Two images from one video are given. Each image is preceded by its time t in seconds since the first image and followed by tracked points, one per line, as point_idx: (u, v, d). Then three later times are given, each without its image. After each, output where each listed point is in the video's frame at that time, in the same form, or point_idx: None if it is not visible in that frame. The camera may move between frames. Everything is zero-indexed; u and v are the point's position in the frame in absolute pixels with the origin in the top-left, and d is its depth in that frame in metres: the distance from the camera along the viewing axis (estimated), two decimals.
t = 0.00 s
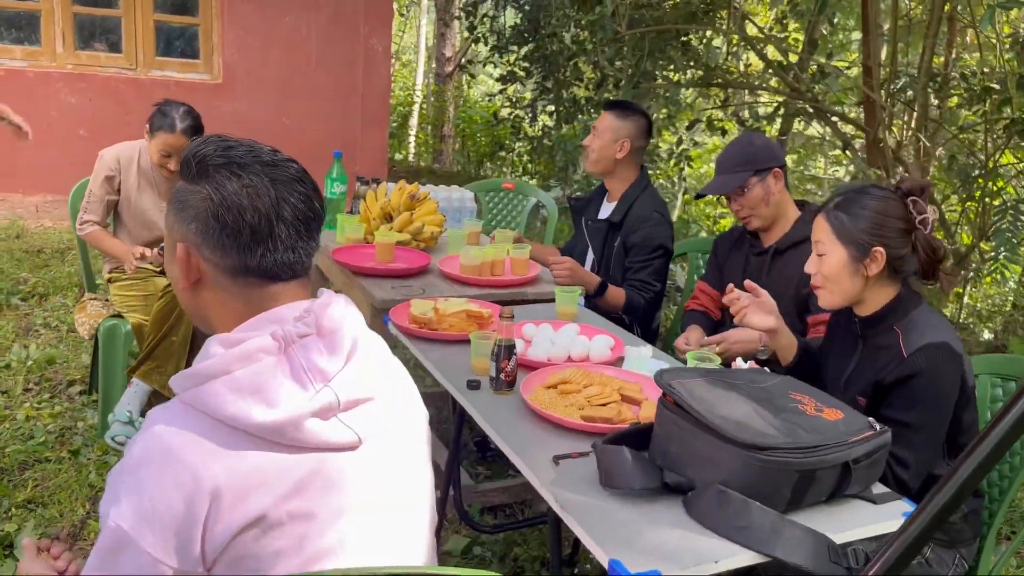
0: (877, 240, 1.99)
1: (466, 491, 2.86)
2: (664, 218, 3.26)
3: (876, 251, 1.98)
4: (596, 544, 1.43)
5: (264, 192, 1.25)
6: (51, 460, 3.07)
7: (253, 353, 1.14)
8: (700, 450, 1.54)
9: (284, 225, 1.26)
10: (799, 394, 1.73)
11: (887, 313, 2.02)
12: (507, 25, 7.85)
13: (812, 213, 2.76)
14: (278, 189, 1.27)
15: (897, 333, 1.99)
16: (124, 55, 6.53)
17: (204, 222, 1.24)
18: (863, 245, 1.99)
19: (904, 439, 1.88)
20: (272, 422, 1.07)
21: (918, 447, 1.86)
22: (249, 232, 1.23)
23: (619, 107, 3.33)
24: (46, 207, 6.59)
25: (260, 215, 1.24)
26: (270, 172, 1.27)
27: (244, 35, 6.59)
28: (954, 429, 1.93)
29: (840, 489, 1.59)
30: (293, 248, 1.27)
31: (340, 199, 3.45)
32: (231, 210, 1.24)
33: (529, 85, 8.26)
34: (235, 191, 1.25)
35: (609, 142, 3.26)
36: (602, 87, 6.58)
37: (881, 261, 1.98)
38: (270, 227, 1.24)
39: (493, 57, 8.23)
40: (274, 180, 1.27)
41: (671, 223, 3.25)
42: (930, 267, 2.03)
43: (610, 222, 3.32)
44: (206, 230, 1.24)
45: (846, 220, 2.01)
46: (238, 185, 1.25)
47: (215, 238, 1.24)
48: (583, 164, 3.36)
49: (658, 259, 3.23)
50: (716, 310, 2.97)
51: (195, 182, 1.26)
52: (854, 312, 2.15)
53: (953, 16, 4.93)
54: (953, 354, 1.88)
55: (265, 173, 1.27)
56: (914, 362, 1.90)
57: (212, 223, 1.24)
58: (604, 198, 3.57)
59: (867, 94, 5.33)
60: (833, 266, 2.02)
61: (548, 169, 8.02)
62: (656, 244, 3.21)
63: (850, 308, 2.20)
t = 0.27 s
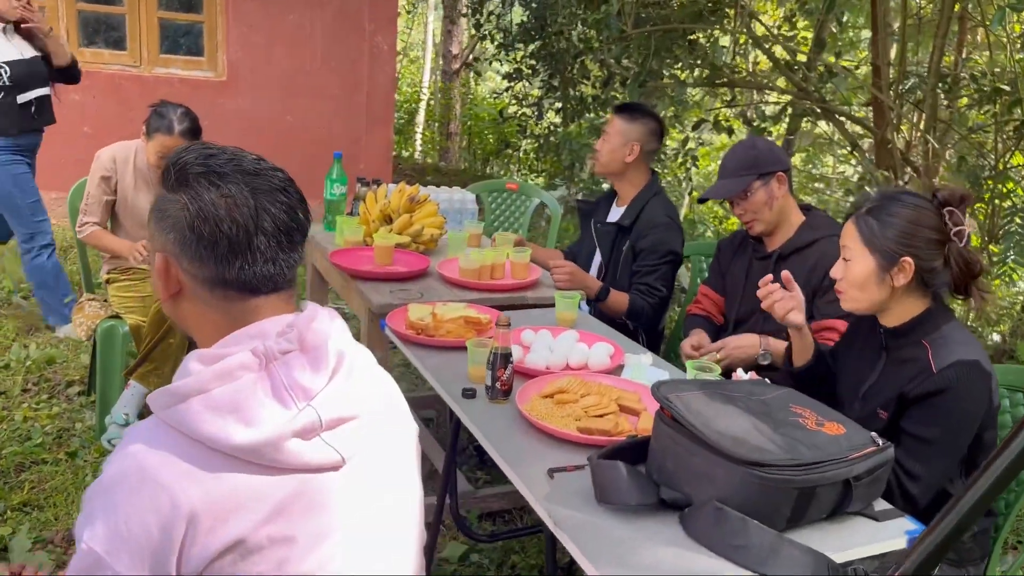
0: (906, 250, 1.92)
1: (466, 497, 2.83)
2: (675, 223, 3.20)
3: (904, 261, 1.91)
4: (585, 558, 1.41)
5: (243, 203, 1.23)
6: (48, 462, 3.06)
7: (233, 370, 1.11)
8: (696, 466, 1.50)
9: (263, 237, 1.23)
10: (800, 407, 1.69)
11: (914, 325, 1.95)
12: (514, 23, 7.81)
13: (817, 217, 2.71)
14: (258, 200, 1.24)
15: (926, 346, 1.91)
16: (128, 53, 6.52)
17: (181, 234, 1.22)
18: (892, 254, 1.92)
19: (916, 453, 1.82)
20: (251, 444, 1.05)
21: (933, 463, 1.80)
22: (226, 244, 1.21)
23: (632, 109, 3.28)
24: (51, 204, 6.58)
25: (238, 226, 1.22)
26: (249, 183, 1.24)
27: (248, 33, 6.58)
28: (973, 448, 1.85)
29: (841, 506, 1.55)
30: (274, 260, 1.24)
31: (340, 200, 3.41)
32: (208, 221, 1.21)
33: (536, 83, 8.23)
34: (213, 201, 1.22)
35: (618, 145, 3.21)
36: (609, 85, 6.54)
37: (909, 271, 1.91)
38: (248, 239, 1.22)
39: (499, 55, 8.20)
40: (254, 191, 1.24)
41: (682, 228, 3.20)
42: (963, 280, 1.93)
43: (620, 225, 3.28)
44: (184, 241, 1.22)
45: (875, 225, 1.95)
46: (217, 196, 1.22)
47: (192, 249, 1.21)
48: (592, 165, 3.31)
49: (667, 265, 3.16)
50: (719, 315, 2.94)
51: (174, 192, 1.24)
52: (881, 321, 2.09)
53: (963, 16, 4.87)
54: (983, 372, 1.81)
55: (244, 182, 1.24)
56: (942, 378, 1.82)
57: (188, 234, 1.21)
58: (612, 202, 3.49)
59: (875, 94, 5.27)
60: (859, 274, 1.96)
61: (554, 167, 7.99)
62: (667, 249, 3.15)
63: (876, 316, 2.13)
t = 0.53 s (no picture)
0: (922, 258, 1.86)
1: (464, 504, 2.80)
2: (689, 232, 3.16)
3: (918, 269, 1.86)
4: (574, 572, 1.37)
5: (216, 211, 1.23)
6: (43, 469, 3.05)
7: (195, 397, 1.11)
8: (696, 482, 1.46)
9: (236, 245, 1.24)
10: (801, 419, 1.65)
11: (927, 336, 1.90)
12: (517, 22, 7.77)
13: (820, 221, 2.66)
14: (231, 208, 1.25)
15: (940, 358, 1.86)
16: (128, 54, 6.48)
17: (152, 246, 1.22)
18: (906, 261, 1.86)
19: (923, 466, 1.77)
20: (213, 474, 1.05)
21: (941, 479, 1.75)
22: (200, 254, 1.21)
23: (651, 113, 3.22)
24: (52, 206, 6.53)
25: (211, 235, 1.22)
26: (221, 192, 1.25)
27: (250, 33, 6.56)
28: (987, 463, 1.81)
29: (844, 523, 1.51)
30: (248, 269, 1.25)
31: (338, 203, 3.36)
32: (180, 231, 1.22)
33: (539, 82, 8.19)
34: (184, 211, 1.23)
35: (634, 152, 3.16)
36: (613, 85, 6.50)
37: (922, 280, 1.86)
38: (221, 248, 1.22)
39: (503, 54, 8.16)
40: (226, 199, 1.25)
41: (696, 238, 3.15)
42: (982, 292, 1.87)
43: (635, 231, 3.24)
44: (156, 253, 1.22)
45: (893, 230, 1.90)
46: (188, 205, 1.23)
47: (164, 261, 1.21)
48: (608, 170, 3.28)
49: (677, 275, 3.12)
50: (721, 321, 2.89)
51: (145, 204, 1.24)
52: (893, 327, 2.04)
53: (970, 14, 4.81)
54: (998, 387, 1.76)
55: (216, 192, 1.25)
56: (957, 392, 1.77)
57: (160, 246, 1.22)
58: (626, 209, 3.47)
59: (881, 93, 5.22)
60: (872, 278, 1.91)
61: (557, 167, 7.94)
62: (679, 258, 3.11)
63: (889, 323, 2.08)
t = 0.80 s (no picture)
0: (933, 268, 1.79)
1: (465, 517, 2.74)
2: (698, 240, 3.10)
3: (928, 280, 1.79)
4: None
5: (193, 223, 1.18)
6: (39, 482, 3.03)
7: (168, 440, 1.06)
8: (696, 505, 1.40)
9: (213, 259, 1.18)
10: (806, 437, 1.59)
11: (937, 349, 1.84)
12: (519, 25, 7.74)
13: (825, 227, 2.60)
14: (209, 220, 1.19)
15: (950, 372, 1.80)
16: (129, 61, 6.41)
17: (126, 258, 1.17)
18: (916, 271, 1.80)
19: (932, 484, 1.72)
20: (184, 525, 1.02)
21: (951, 498, 1.69)
22: (174, 266, 1.16)
23: (653, 119, 3.19)
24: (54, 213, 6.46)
25: (187, 248, 1.17)
26: (199, 202, 1.20)
27: (251, 38, 6.53)
28: (996, 482, 1.76)
29: (851, 547, 1.45)
30: (225, 285, 1.18)
31: (335, 210, 3.32)
32: (154, 242, 1.16)
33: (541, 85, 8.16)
34: (160, 222, 1.17)
35: (643, 159, 3.12)
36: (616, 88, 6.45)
37: (932, 291, 1.79)
38: (197, 262, 1.17)
39: (505, 57, 8.12)
40: (204, 211, 1.20)
41: (704, 245, 3.10)
42: (994, 308, 1.81)
43: (642, 240, 3.17)
44: (130, 266, 1.17)
45: (905, 237, 1.84)
46: (163, 216, 1.18)
47: (138, 274, 1.16)
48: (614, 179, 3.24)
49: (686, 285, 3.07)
50: (724, 329, 2.84)
51: (121, 215, 1.19)
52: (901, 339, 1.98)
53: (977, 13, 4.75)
54: (1009, 403, 1.70)
55: (193, 202, 1.20)
56: (967, 409, 1.71)
57: (134, 258, 1.16)
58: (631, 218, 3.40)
59: (888, 95, 5.15)
60: (881, 289, 1.85)
61: (561, 170, 7.91)
62: (687, 268, 3.06)
63: (897, 336, 2.02)
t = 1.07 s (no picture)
0: (941, 280, 1.75)
1: (467, 534, 2.67)
2: (701, 251, 3.05)
3: (936, 294, 1.75)
4: None
5: (162, 253, 1.14)
6: (38, 500, 3.04)
7: (136, 490, 1.04)
8: (701, 531, 1.35)
9: (179, 292, 1.13)
10: (814, 458, 1.54)
11: (949, 363, 1.78)
12: (524, 30, 7.71)
13: (833, 236, 2.54)
14: (179, 250, 1.14)
15: (962, 388, 1.74)
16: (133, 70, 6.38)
17: (94, 289, 1.13)
18: (924, 284, 1.76)
19: (945, 504, 1.66)
20: None
21: (964, 518, 1.63)
22: (139, 300, 1.11)
23: (652, 127, 3.16)
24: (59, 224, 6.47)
25: (154, 280, 1.12)
26: (169, 232, 1.15)
27: (254, 46, 6.51)
28: (1012, 502, 1.69)
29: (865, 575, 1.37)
30: (193, 319, 1.13)
31: (335, 222, 3.30)
32: (119, 274, 1.12)
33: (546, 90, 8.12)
34: (127, 252, 1.13)
35: (643, 169, 3.08)
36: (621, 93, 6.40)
37: (940, 304, 1.75)
38: (164, 294, 1.12)
39: (510, 63, 8.09)
40: (173, 241, 1.15)
41: (708, 257, 3.05)
42: (1009, 324, 1.73)
43: (644, 251, 3.12)
44: (98, 298, 1.13)
45: (913, 248, 1.80)
46: (131, 246, 1.13)
47: (104, 306, 1.12)
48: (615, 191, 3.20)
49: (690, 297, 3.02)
50: (732, 341, 2.78)
51: (92, 243, 1.16)
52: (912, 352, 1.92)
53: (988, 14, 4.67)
54: None
55: (164, 232, 1.15)
56: (979, 426, 1.65)
57: (101, 290, 1.13)
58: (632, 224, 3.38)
59: (896, 98, 5.08)
60: (888, 300, 1.81)
61: (567, 175, 7.87)
62: (691, 280, 3.01)
63: (908, 349, 1.97)
